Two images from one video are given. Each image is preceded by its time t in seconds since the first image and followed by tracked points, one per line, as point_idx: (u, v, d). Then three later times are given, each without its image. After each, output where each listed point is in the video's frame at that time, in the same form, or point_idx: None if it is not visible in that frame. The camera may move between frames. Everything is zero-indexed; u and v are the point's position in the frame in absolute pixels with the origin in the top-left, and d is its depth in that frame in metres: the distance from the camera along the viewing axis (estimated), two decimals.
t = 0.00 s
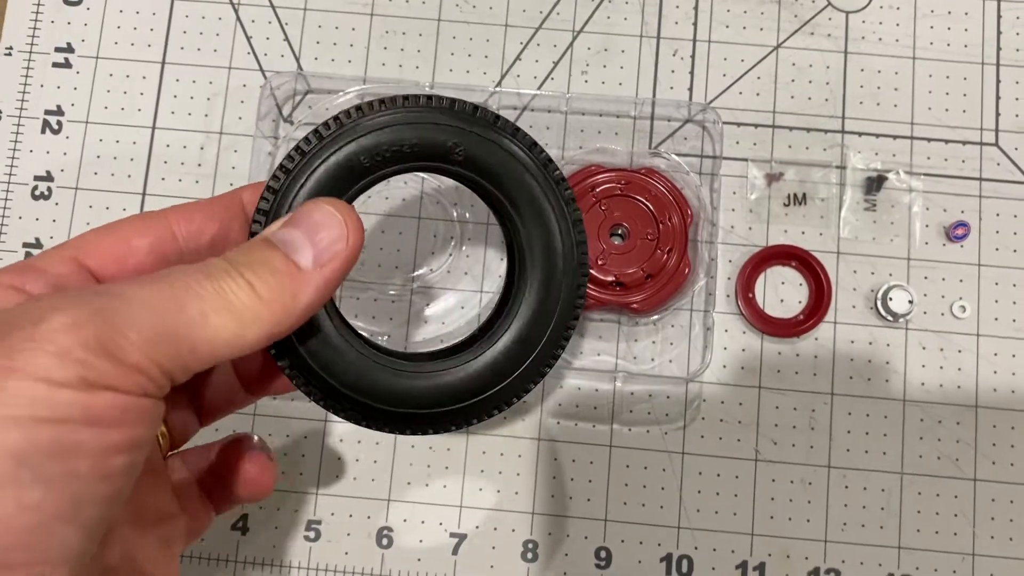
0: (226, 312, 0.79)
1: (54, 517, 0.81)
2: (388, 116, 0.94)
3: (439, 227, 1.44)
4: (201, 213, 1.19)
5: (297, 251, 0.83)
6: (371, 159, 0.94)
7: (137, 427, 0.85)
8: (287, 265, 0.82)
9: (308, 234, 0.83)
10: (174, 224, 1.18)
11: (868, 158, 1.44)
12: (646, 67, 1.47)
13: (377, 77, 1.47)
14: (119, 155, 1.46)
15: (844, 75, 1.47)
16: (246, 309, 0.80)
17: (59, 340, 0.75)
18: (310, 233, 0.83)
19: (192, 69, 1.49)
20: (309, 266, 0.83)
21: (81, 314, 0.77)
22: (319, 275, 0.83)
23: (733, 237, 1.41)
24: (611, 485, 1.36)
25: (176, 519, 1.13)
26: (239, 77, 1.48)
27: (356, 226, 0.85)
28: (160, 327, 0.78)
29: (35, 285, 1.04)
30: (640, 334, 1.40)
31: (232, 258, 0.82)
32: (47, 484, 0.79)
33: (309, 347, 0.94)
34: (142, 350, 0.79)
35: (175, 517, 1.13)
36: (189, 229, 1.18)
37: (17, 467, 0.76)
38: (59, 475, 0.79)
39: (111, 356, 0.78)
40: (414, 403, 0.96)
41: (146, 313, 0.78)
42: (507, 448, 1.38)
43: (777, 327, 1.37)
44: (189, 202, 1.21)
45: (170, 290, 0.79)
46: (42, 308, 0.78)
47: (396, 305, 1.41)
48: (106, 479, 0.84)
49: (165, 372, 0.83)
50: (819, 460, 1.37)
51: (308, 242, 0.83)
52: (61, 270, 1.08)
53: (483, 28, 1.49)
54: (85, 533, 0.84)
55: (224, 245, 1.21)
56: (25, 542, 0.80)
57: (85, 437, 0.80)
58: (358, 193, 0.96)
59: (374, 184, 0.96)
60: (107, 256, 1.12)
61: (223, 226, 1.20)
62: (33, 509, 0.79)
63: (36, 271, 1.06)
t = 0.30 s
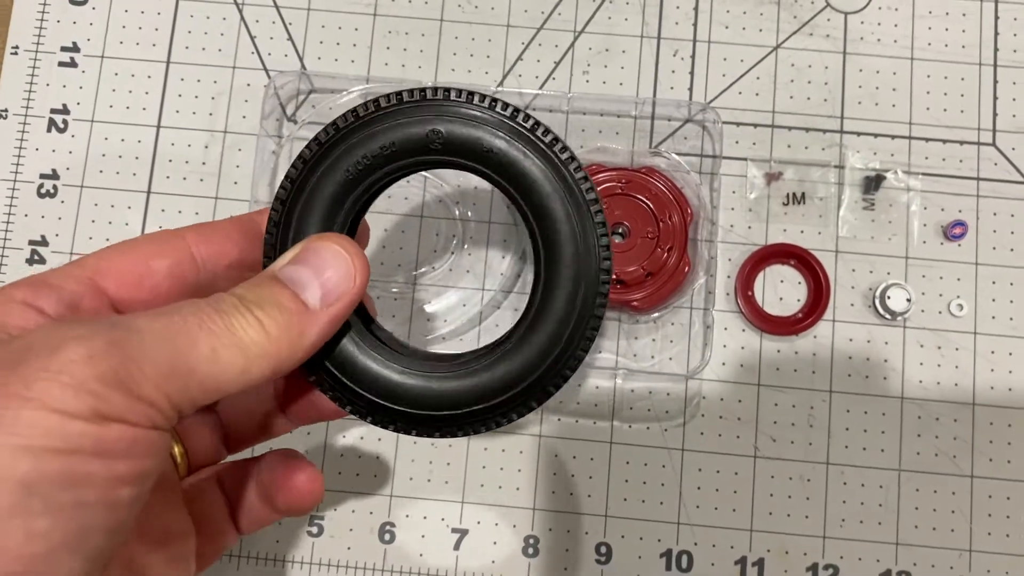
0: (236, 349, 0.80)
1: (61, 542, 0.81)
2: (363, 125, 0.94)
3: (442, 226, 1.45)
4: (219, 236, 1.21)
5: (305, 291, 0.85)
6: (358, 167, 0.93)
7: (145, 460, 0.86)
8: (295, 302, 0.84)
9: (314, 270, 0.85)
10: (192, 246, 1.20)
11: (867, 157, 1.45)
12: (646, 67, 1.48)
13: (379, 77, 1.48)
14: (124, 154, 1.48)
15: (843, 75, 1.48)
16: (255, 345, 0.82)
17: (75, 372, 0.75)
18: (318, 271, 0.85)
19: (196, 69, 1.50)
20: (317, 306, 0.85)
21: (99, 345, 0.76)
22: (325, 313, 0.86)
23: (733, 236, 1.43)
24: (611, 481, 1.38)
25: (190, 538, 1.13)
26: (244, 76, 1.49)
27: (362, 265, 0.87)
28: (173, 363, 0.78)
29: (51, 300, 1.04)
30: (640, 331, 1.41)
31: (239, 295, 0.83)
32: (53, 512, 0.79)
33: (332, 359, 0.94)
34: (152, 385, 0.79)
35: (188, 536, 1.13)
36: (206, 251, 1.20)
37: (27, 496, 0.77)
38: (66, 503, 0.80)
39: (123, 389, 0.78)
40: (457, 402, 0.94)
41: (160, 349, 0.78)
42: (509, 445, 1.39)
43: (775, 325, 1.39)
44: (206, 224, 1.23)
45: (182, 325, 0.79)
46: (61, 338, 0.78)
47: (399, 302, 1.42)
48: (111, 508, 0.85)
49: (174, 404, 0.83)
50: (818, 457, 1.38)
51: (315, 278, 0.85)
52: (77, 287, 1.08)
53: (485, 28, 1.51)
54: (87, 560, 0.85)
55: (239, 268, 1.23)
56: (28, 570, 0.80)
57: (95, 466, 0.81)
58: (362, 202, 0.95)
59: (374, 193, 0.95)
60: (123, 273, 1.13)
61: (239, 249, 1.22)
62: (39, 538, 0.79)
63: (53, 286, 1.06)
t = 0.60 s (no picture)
0: (238, 360, 0.79)
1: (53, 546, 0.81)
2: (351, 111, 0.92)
3: (446, 223, 1.45)
4: (213, 226, 1.18)
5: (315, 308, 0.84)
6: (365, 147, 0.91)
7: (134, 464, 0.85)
8: (303, 314, 0.83)
9: (326, 284, 0.84)
10: (185, 236, 1.18)
11: (873, 155, 1.45)
12: (652, 64, 1.48)
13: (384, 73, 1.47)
14: (127, 150, 1.47)
15: (849, 73, 1.48)
16: (259, 356, 0.80)
17: (67, 378, 0.74)
18: (329, 288, 0.84)
19: (200, 65, 1.50)
20: (324, 323, 0.84)
21: (91, 350, 0.74)
22: (332, 331, 0.85)
23: (738, 234, 1.42)
24: (615, 480, 1.37)
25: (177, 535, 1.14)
26: (247, 73, 1.49)
27: (374, 283, 0.87)
28: (173, 369, 0.76)
29: (40, 289, 1.05)
30: (645, 330, 1.41)
31: (245, 302, 0.81)
32: (41, 518, 0.79)
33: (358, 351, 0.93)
34: (144, 392, 0.77)
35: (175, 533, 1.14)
36: (200, 242, 1.18)
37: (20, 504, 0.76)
38: (55, 509, 0.79)
39: (116, 397, 0.76)
40: (488, 365, 0.94)
41: (161, 355, 0.76)
42: (513, 443, 1.38)
43: (780, 323, 1.38)
44: (204, 212, 1.21)
45: (186, 332, 0.77)
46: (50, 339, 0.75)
47: (403, 300, 1.41)
48: (100, 513, 0.84)
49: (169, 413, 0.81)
50: (823, 456, 1.37)
51: (327, 293, 0.84)
52: (65, 277, 1.09)
53: (489, 25, 1.50)
54: (73, 562, 0.85)
55: (234, 259, 1.21)
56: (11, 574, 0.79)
57: (87, 473, 0.80)
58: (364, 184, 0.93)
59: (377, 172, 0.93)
60: (114, 263, 1.13)
61: (229, 239, 1.19)
62: (26, 542, 0.79)
63: (41, 274, 1.07)
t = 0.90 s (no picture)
0: (216, 378, 0.77)
1: (23, 569, 0.81)
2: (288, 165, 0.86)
3: (427, 228, 1.44)
4: (185, 226, 1.16)
5: (303, 322, 0.80)
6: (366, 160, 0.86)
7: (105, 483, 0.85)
8: (288, 331, 0.79)
9: (314, 299, 0.80)
10: (157, 235, 1.15)
11: (855, 162, 1.44)
12: (634, 70, 1.48)
13: (365, 79, 1.47)
14: (108, 155, 1.47)
15: (832, 79, 1.48)
16: (237, 376, 0.77)
17: (39, 405, 0.73)
18: (318, 304, 0.80)
19: (182, 71, 1.49)
20: (312, 339, 0.80)
21: (63, 375, 0.73)
22: (321, 348, 0.81)
23: (720, 240, 1.42)
24: (595, 486, 1.37)
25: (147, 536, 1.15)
26: (228, 78, 1.48)
27: (365, 299, 0.82)
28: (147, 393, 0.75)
29: (10, 295, 1.07)
30: (626, 336, 1.40)
31: (228, 314, 0.78)
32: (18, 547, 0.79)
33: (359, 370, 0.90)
34: (119, 413, 0.76)
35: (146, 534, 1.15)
36: (172, 241, 1.16)
37: None
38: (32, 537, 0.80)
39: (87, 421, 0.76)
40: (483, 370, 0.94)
41: (132, 376, 0.74)
42: (493, 450, 1.38)
43: (760, 330, 1.38)
44: (180, 210, 1.18)
45: (158, 351, 0.75)
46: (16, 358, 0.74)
47: (384, 306, 1.41)
48: (71, 534, 0.84)
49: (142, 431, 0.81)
50: (805, 464, 1.37)
51: (315, 310, 0.80)
52: (35, 281, 1.09)
53: (471, 30, 1.50)
54: None
55: (209, 258, 1.18)
56: None
57: (59, 499, 0.80)
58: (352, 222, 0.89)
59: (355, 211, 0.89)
60: (83, 264, 1.11)
61: (202, 240, 1.17)
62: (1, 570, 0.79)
63: (9, 278, 1.07)
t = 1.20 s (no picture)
0: (207, 383, 0.82)
1: None
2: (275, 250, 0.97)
3: (425, 235, 1.45)
4: (240, 289, 1.17)
5: (286, 326, 0.85)
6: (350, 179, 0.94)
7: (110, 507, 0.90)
8: (275, 336, 0.85)
9: (295, 301, 0.85)
10: (213, 297, 1.17)
11: (852, 169, 1.45)
12: (632, 77, 1.48)
13: (363, 85, 1.47)
14: (107, 161, 1.47)
15: (829, 86, 1.48)
16: (227, 381, 0.83)
17: (25, 422, 0.79)
18: (298, 306, 0.85)
19: (182, 76, 1.50)
20: (298, 340, 0.85)
21: (54, 394, 0.79)
22: (306, 347, 0.85)
23: (716, 247, 1.42)
24: (592, 493, 1.37)
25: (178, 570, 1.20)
26: (227, 84, 1.49)
27: (351, 301, 0.86)
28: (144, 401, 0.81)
29: (62, 334, 1.11)
30: (623, 342, 1.40)
31: (218, 331, 0.85)
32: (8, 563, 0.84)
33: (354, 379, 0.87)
34: (121, 433, 0.82)
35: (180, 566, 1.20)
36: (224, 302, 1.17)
37: None
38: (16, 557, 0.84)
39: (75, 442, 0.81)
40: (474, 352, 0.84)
41: (124, 391, 0.80)
42: (490, 456, 1.38)
43: (756, 336, 1.38)
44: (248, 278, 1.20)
45: (150, 365, 0.81)
46: (17, 386, 0.81)
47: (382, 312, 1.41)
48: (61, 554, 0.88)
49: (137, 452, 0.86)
50: (801, 470, 1.37)
51: (298, 313, 0.85)
52: (87, 323, 1.14)
53: (470, 37, 1.50)
54: None
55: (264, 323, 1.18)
56: None
57: (44, 521, 0.85)
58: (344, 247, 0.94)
59: (345, 236, 0.94)
60: (140, 313, 1.17)
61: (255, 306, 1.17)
62: None
63: (66, 320, 1.12)
